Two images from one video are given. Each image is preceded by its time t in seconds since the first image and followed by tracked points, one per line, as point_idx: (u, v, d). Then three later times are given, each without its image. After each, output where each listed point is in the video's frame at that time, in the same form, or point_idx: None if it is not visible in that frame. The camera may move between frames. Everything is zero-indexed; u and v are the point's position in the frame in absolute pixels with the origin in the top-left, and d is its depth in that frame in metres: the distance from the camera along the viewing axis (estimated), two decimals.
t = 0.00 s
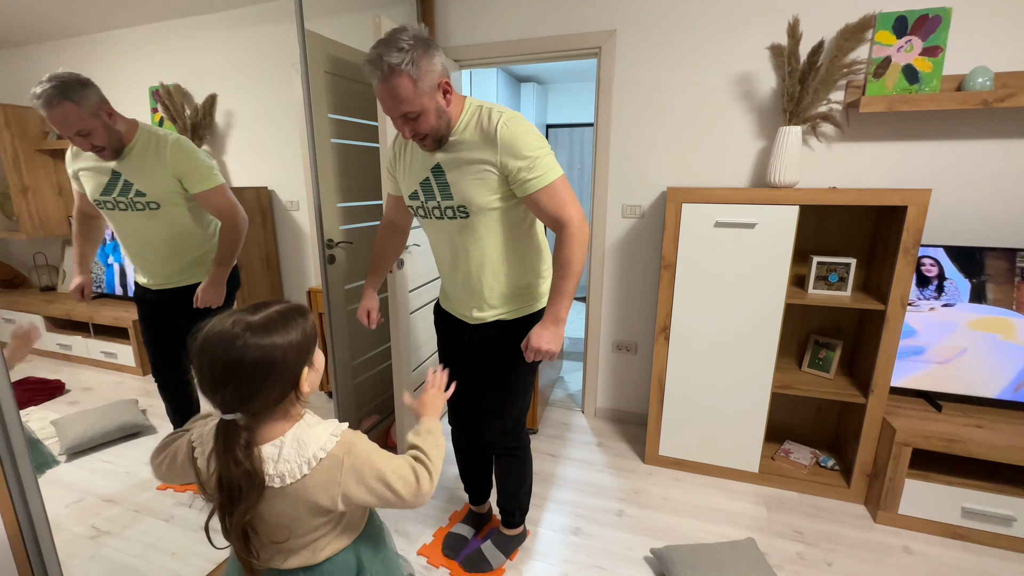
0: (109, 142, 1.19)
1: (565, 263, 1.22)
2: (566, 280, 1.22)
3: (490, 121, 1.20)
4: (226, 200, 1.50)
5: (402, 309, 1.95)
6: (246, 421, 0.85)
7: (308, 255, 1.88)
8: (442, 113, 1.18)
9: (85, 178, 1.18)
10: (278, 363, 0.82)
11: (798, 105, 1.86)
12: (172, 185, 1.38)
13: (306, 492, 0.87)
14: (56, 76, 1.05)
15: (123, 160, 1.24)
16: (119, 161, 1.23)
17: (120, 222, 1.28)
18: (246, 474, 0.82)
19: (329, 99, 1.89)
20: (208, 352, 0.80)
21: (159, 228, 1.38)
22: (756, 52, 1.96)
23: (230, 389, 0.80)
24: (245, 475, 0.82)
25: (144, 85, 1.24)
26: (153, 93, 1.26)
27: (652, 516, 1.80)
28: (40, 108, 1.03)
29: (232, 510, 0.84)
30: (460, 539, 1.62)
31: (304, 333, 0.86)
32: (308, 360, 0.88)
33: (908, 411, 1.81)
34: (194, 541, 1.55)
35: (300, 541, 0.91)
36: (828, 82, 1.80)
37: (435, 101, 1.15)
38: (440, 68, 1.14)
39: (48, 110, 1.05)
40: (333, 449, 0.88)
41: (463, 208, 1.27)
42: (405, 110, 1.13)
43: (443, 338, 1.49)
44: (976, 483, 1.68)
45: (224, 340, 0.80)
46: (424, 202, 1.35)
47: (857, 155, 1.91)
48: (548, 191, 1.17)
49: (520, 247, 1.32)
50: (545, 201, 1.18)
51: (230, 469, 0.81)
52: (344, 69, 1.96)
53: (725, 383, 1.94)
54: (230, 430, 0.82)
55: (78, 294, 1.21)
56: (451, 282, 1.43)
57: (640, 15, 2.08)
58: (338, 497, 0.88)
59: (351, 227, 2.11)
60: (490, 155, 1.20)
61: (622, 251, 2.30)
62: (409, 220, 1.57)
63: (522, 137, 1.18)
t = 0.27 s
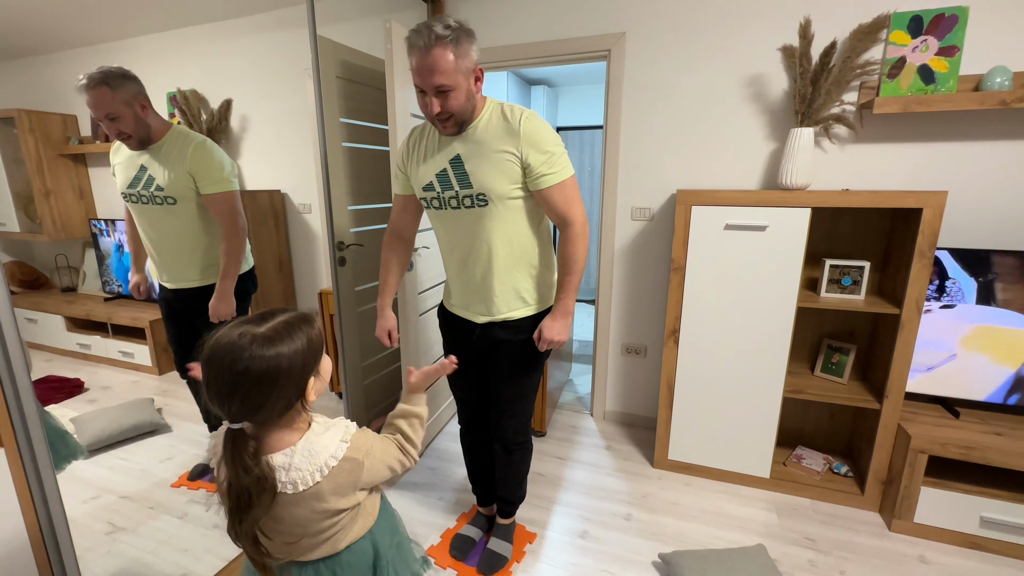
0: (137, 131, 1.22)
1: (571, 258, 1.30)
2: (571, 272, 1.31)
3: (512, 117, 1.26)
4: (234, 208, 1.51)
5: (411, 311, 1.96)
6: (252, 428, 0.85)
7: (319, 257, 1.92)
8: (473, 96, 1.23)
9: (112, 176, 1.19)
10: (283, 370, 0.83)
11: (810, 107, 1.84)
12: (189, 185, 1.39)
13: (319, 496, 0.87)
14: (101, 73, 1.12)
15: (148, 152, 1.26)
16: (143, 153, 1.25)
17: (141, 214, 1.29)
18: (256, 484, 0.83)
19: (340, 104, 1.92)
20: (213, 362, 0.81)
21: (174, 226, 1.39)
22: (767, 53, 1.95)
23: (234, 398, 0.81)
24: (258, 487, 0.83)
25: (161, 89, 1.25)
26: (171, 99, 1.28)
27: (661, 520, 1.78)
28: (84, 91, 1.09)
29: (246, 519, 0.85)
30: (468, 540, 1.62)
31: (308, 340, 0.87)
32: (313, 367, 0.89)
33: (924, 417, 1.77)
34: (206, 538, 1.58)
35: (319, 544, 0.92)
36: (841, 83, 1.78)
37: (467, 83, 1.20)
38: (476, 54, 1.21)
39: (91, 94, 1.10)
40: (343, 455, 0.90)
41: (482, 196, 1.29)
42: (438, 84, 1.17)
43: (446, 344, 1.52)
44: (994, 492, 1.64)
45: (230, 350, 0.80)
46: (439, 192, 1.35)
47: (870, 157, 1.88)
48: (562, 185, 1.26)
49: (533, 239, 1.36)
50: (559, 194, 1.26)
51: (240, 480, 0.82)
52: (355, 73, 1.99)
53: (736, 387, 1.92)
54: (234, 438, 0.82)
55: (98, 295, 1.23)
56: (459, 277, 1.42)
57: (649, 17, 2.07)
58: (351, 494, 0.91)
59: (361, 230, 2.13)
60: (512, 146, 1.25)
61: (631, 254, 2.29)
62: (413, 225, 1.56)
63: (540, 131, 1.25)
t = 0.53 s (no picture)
0: (150, 126, 1.22)
1: (574, 266, 1.31)
2: (574, 280, 1.31)
3: (532, 122, 1.29)
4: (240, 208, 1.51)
5: (416, 313, 1.97)
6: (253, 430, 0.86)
7: (325, 260, 1.93)
8: (500, 85, 1.27)
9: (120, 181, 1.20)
10: (304, 383, 0.84)
11: (816, 107, 1.83)
12: (196, 186, 1.38)
13: (314, 501, 0.87)
14: (117, 73, 1.14)
15: (158, 149, 1.26)
16: (154, 150, 1.25)
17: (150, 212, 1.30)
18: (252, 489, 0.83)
19: (346, 108, 1.94)
20: (242, 360, 0.82)
21: (186, 225, 1.39)
22: (772, 54, 1.94)
23: (251, 401, 0.81)
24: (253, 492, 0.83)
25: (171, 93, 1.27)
26: (181, 103, 1.31)
27: (666, 524, 1.77)
28: (106, 86, 1.12)
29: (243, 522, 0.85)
30: (472, 541, 1.62)
31: (333, 357, 0.88)
32: (333, 382, 0.89)
33: (934, 421, 1.75)
34: (213, 539, 1.59)
35: (321, 548, 0.92)
36: (848, 83, 1.77)
37: (495, 72, 1.25)
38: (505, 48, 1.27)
39: (114, 88, 1.14)
40: (338, 459, 0.89)
41: (499, 192, 1.30)
42: (469, 66, 1.20)
43: (448, 346, 1.52)
44: (1007, 497, 1.61)
45: (262, 353, 0.82)
46: (454, 186, 1.35)
47: (878, 157, 1.87)
48: (572, 191, 1.27)
49: (539, 243, 1.37)
50: (568, 200, 1.27)
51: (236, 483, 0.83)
52: (361, 78, 2.00)
53: (742, 390, 1.91)
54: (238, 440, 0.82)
55: (109, 297, 1.24)
56: (465, 274, 1.41)
57: (654, 19, 2.07)
58: (349, 497, 0.91)
59: (367, 232, 2.15)
60: (531, 147, 1.27)
61: (636, 256, 2.29)
62: (428, 224, 1.58)
63: (560, 139, 1.28)
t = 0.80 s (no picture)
0: (159, 121, 1.25)
1: (576, 261, 1.31)
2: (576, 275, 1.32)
3: (536, 118, 1.30)
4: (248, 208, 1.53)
5: (419, 313, 1.97)
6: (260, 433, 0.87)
7: (328, 261, 1.94)
8: (512, 76, 1.29)
9: (126, 182, 1.21)
10: (304, 383, 0.84)
11: (820, 105, 1.82)
12: (205, 184, 1.40)
13: (323, 502, 0.88)
14: (135, 72, 1.18)
15: (167, 146, 1.29)
16: (163, 146, 1.27)
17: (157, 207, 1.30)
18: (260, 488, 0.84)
19: (349, 108, 1.94)
20: (241, 361, 0.83)
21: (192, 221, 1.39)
22: (775, 51, 1.93)
23: (252, 402, 0.82)
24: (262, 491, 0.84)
25: (175, 91, 1.28)
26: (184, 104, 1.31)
27: (671, 523, 1.77)
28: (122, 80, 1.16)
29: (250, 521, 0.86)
30: (476, 540, 1.62)
31: (333, 357, 0.89)
32: (333, 382, 0.89)
33: (941, 420, 1.73)
34: (219, 538, 1.60)
35: (327, 549, 0.92)
36: (852, 80, 1.76)
37: (508, 64, 1.28)
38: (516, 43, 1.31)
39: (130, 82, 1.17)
40: (347, 460, 0.90)
41: (504, 184, 1.30)
42: (485, 53, 1.22)
43: (451, 346, 1.52)
44: (1014, 496, 1.60)
45: (261, 353, 0.82)
46: (459, 180, 1.35)
47: (883, 154, 1.85)
48: (577, 186, 1.28)
49: (543, 238, 1.37)
50: (572, 194, 1.28)
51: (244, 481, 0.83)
52: (363, 78, 2.01)
53: (746, 389, 1.90)
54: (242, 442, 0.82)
55: (116, 299, 1.25)
56: (468, 268, 1.41)
57: (656, 17, 2.06)
58: (357, 499, 0.91)
59: (370, 233, 2.15)
60: (538, 141, 1.28)
61: (639, 255, 2.28)
62: (433, 224, 1.58)
63: (565, 135, 1.29)
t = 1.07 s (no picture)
0: (166, 124, 1.30)
1: (576, 259, 1.32)
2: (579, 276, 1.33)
3: (534, 118, 1.31)
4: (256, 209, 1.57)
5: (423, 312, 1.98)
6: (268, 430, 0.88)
7: (331, 261, 1.95)
8: (510, 75, 1.30)
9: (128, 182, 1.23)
10: (311, 380, 0.85)
11: (821, 102, 1.82)
12: (213, 187, 1.44)
13: (327, 499, 0.89)
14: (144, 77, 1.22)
15: (174, 148, 1.33)
16: (172, 148, 1.32)
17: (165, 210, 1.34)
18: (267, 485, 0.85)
19: (352, 109, 1.96)
20: (249, 360, 0.84)
21: (199, 224, 1.43)
22: (777, 49, 1.93)
23: (259, 401, 0.83)
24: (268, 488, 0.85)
25: (181, 92, 1.31)
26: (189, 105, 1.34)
27: (674, 521, 1.77)
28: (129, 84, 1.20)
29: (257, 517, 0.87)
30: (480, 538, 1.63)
31: (338, 355, 0.89)
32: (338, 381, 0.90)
33: (944, 417, 1.73)
34: (225, 536, 1.62)
35: (333, 545, 0.93)
36: (853, 78, 1.76)
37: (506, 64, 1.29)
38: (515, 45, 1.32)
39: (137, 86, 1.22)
40: (351, 459, 0.91)
41: (502, 185, 1.31)
42: (483, 54, 1.23)
43: (454, 344, 1.53)
44: (1019, 493, 1.59)
45: (269, 352, 0.83)
46: (458, 181, 1.37)
47: (885, 152, 1.85)
48: (576, 185, 1.29)
49: (544, 238, 1.38)
50: (571, 193, 1.29)
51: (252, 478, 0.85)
52: (366, 80, 2.02)
53: (749, 387, 1.90)
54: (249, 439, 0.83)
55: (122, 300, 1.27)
56: (468, 269, 1.42)
57: (657, 16, 2.07)
58: (361, 497, 0.92)
59: (373, 233, 2.17)
60: (534, 141, 1.29)
61: (641, 253, 2.29)
62: (437, 225, 1.58)
63: (562, 134, 1.29)
